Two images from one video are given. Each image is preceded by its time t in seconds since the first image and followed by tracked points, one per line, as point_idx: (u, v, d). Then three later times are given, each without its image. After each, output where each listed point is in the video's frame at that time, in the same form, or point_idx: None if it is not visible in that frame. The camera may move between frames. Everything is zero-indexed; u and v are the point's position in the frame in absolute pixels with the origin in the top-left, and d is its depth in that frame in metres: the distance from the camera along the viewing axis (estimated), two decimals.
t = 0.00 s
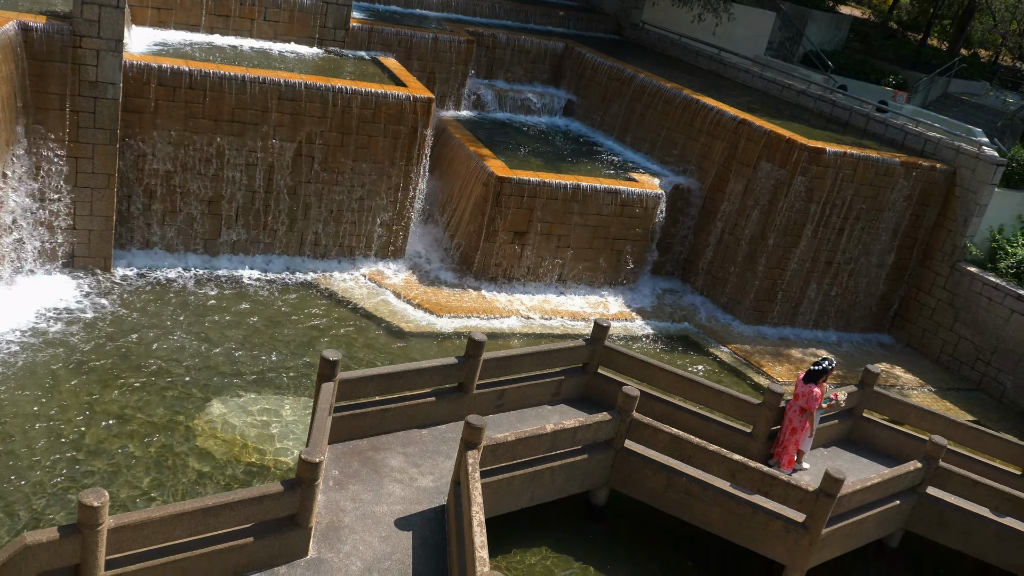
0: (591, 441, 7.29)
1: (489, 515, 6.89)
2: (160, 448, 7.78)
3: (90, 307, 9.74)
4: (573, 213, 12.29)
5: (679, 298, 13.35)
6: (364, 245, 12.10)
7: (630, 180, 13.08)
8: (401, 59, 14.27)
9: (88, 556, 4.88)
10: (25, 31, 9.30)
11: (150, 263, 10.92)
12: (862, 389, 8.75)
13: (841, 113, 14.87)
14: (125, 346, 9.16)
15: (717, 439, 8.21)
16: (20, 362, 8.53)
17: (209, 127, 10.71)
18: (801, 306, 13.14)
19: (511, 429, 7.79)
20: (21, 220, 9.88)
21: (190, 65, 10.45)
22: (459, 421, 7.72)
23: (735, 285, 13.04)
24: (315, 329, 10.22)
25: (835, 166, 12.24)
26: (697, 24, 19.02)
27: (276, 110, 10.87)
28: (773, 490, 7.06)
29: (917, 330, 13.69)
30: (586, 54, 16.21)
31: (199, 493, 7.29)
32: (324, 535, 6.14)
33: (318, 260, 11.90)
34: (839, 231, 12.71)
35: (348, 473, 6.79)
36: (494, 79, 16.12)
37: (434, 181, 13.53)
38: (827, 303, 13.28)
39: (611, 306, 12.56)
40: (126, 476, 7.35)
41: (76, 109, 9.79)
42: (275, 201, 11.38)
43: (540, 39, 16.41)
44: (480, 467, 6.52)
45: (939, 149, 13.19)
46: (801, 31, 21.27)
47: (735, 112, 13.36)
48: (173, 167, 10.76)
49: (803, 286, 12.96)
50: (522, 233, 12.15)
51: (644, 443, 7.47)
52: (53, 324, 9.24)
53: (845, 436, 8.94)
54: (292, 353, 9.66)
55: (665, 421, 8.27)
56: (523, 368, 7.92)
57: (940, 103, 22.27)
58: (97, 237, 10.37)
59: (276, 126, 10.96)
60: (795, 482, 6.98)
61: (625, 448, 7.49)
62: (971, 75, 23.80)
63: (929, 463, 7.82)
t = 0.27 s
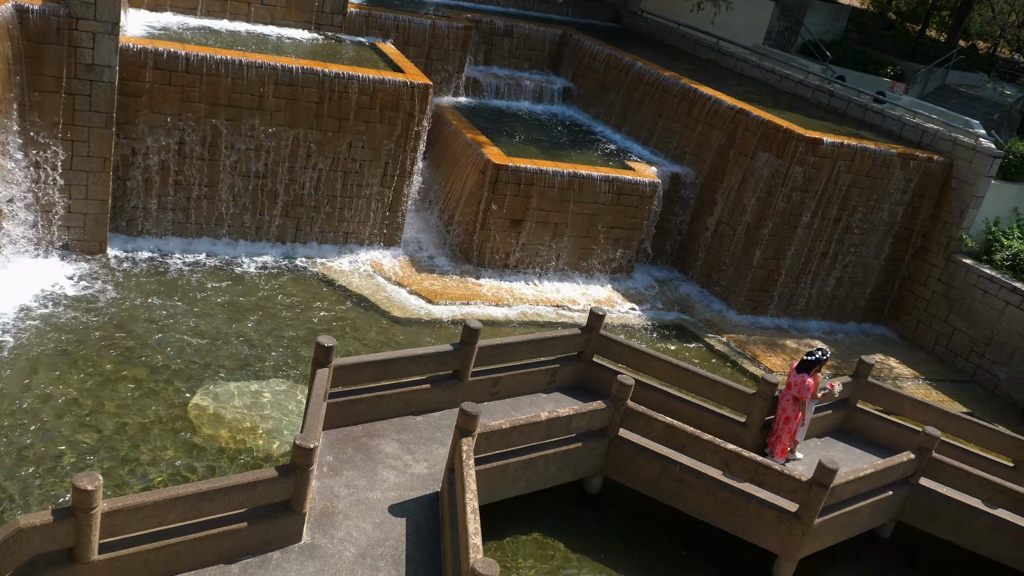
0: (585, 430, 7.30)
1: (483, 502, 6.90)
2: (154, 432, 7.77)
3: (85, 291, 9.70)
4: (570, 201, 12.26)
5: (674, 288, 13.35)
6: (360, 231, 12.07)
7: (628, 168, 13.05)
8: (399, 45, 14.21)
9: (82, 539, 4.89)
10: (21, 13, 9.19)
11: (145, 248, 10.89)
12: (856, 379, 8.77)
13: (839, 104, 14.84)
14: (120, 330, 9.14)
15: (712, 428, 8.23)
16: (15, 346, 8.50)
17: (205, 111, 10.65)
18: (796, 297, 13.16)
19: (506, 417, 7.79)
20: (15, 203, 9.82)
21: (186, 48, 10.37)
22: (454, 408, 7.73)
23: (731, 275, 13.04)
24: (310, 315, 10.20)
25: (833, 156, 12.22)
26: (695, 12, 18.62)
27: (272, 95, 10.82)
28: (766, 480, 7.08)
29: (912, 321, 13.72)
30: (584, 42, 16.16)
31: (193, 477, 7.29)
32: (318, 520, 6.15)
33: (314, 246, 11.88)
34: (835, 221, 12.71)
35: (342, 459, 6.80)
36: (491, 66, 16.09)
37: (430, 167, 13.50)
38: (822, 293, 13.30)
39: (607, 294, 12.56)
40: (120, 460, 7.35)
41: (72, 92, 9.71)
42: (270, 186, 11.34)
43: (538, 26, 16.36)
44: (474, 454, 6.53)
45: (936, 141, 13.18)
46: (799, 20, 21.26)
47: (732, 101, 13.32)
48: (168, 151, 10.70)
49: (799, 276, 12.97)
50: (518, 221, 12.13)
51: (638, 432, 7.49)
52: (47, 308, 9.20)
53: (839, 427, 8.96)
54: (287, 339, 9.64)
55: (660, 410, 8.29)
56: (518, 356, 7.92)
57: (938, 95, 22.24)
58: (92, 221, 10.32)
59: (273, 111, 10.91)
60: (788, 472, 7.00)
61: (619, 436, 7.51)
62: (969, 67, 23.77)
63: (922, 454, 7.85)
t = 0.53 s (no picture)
0: (581, 423, 7.31)
1: (478, 495, 6.91)
2: (149, 421, 7.76)
3: (82, 279, 9.67)
4: (569, 195, 12.24)
5: (672, 282, 13.36)
6: (358, 222, 12.06)
7: (627, 162, 13.03)
8: (398, 35, 14.16)
9: (76, 527, 4.90)
10: None
11: (142, 236, 10.86)
12: (852, 375, 8.79)
13: (839, 100, 14.83)
14: (116, 319, 9.12)
15: (707, 423, 8.25)
16: (11, 333, 8.47)
17: (205, 100, 10.62)
18: (793, 293, 13.16)
19: (502, 409, 7.79)
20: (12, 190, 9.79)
21: (185, 36, 10.33)
22: (450, 400, 7.72)
23: (729, 270, 13.04)
24: (308, 306, 10.19)
25: (832, 152, 12.21)
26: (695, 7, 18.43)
27: (272, 85, 10.78)
28: (761, 475, 7.09)
29: (908, 319, 13.74)
30: (584, 35, 16.13)
31: (189, 466, 7.29)
32: (313, 511, 6.15)
33: (312, 236, 11.86)
34: (833, 218, 12.71)
35: (338, 451, 6.79)
36: (491, 58, 16.04)
37: (429, 159, 13.48)
38: (819, 290, 13.30)
39: (604, 288, 12.55)
40: (116, 449, 7.34)
41: (70, 79, 9.66)
42: (269, 176, 11.31)
43: (539, 19, 16.32)
44: (470, 446, 6.53)
45: (936, 138, 13.17)
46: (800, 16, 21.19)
47: (732, 96, 13.30)
48: (166, 139, 10.66)
49: (796, 272, 12.98)
50: (517, 214, 12.11)
51: (634, 426, 7.49)
52: (44, 296, 9.18)
53: (835, 423, 8.98)
54: (284, 330, 9.62)
55: (656, 404, 8.30)
56: (515, 349, 7.92)
57: (937, 92, 22.23)
58: (90, 209, 10.30)
59: (272, 100, 10.87)
60: (783, 468, 7.00)
61: (615, 431, 7.52)
62: (969, 65, 23.75)
63: (917, 451, 7.87)
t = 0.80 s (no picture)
0: (575, 422, 7.31)
1: (470, 492, 6.90)
2: (142, 414, 7.75)
3: (75, 271, 9.65)
4: (565, 193, 12.25)
5: (667, 282, 13.37)
6: (354, 219, 12.05)
7: (624, 162, 13.03)
8: (397, 32, 14.15)
9: (67, 520, 4.88)
10: None
11: (137, 229, 10.83)
12: (845, 378, 8.81)
13: (836, 103, 14.85)
14: (110, 311, 9.10)
15: (700, 423, 8.26)
16: (4, 325, 8.45)
17: (202, 94, 10.59)
18: (788, 294, 13.19)
19: (495, 407, 7.79)
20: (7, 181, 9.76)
21: (183, 29, 10.30)
22: (443, 397, 7.72)
23: (724, 271, 13.05)
24: (302, 301, 10.18)
25: (828, 154, 12.22)
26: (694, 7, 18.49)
27: (269, 79, 10.76)
28: (753, 476, 7.10)
29: (902, 322, 13.77)
30: (583, 34, 16.13)
31: (181, 460, 7.27)
32: (305, 506, 6.14)
33: (307, 231, 11.84)
34: (829, 220, 12.73)
35: (331, 446, 6.78)
36: (489, 55, 16.04)
37: (426, 156, 13.47)
38: (814, 292, 13.33)
39: (599, 287, 12.56)
40: (108, 441, 7.33)
41: (67, 71, 9.62)
42: (265, 171, 11.30)
43: (537, 17, 16.32)
44: (463, 444, 6.53)
45: (932, 142, 13.20)
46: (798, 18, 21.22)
47: (730, 97, 13.32)
48: (162, 132, 10.64)
49: (791, 274, 13.00)
50: (512, 212, 12.11)
51: (627, 425, 7.50)
52: (37, 287, 9.15)
53: (827, 425, 9.00)
54: (278, 325, 9.61)
55: (650, 404, 8.31)
56: (509, 347, 7.92)
57: (934, 96, 22.28)
58: (84, 201, 10.27)
59: (269, 95, 10.85)
60: (776, 469, 7.01)
61: (608, 429, 7.52)
62: (966, 70, 23.81)
63: (908, 454, 7.88)
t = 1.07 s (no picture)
0: (566, 416, 7.33)
1: (462, 486, 6.92)
2: (132, 407, 7.74)
3: (66, 264, 9.61)
4: (557, 188, 12.25)
5: (659, 277, 13.40)
6: (346, 212, 12.04)
7: (616, 156, 13.04)
8: (389, 25, 14.11)
9: (57, 513, 4.88)
10: None
11: (128, 222, 10.80)
12: (835, 373, 8.84)
13: (828, 99, 14.88)
14: (100, 304, 9.07)
15: (691, 417, 8.28)
16: None
17: (193, 86, 10.55)
18: (779, 290, 13.23)
19: (486, 401, 7.80)
20: None
21: (174, 21, 10.24)
22: (434, 391, 7.73)
23: (715, 266, 13.08)
24: (293, 294, 10.17)
25: (820, 150, 12.25)
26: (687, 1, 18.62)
27: (262, 72, 10.72)
28: (743, 471, 7.13)
29: (892, 317, 13.84)
30: (576, 28, 16.13)
31: (172, 453, 7.27)
32: (296, 500, 6.14)
33: (299, 225, 11.83)
34: (820, 216, 12.76)
35: (322, 440, 6.78)
36: (482, 49, 16.02)
37: (418, 149, 13.45)
38: (805, 287, 13.38)
39: (590, 282, 12.58)
40: (98, 434, 7.32)
41: (57, 62, 9.54)
42: (257, 164, 11.27)
43: (530, 11, 16.30)
44: (454, 438, 6.53)
45: (923, 139, 13.24)
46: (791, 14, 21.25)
47: (722, 92, 13.32)
48: (154, 125, 10.59)
49: (782, 269, 13.03)
50: (504, 206, 12.11)
51: (618, 420, 7.52)
52: (27, 280, 9.11)
53: (817, 420, 9.04)
54: (269, 318, 9.59)
55: (641, 398, 8.33)
56: (501, 341, 7.93)
57: (926, 93, 22.36)
58: (75, 193, 10.23)
59: (261, 88, 10.81)
60: (766, 463, 7.04)
61: (599, 424, 7.54)
62: (958, 67, 23.90)
63: (898, 449, 7.92)
